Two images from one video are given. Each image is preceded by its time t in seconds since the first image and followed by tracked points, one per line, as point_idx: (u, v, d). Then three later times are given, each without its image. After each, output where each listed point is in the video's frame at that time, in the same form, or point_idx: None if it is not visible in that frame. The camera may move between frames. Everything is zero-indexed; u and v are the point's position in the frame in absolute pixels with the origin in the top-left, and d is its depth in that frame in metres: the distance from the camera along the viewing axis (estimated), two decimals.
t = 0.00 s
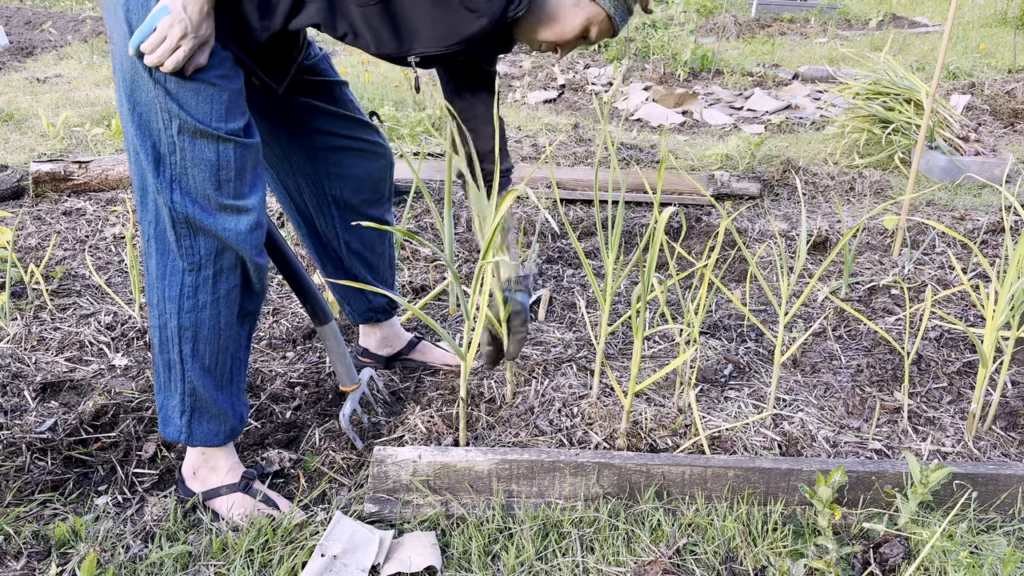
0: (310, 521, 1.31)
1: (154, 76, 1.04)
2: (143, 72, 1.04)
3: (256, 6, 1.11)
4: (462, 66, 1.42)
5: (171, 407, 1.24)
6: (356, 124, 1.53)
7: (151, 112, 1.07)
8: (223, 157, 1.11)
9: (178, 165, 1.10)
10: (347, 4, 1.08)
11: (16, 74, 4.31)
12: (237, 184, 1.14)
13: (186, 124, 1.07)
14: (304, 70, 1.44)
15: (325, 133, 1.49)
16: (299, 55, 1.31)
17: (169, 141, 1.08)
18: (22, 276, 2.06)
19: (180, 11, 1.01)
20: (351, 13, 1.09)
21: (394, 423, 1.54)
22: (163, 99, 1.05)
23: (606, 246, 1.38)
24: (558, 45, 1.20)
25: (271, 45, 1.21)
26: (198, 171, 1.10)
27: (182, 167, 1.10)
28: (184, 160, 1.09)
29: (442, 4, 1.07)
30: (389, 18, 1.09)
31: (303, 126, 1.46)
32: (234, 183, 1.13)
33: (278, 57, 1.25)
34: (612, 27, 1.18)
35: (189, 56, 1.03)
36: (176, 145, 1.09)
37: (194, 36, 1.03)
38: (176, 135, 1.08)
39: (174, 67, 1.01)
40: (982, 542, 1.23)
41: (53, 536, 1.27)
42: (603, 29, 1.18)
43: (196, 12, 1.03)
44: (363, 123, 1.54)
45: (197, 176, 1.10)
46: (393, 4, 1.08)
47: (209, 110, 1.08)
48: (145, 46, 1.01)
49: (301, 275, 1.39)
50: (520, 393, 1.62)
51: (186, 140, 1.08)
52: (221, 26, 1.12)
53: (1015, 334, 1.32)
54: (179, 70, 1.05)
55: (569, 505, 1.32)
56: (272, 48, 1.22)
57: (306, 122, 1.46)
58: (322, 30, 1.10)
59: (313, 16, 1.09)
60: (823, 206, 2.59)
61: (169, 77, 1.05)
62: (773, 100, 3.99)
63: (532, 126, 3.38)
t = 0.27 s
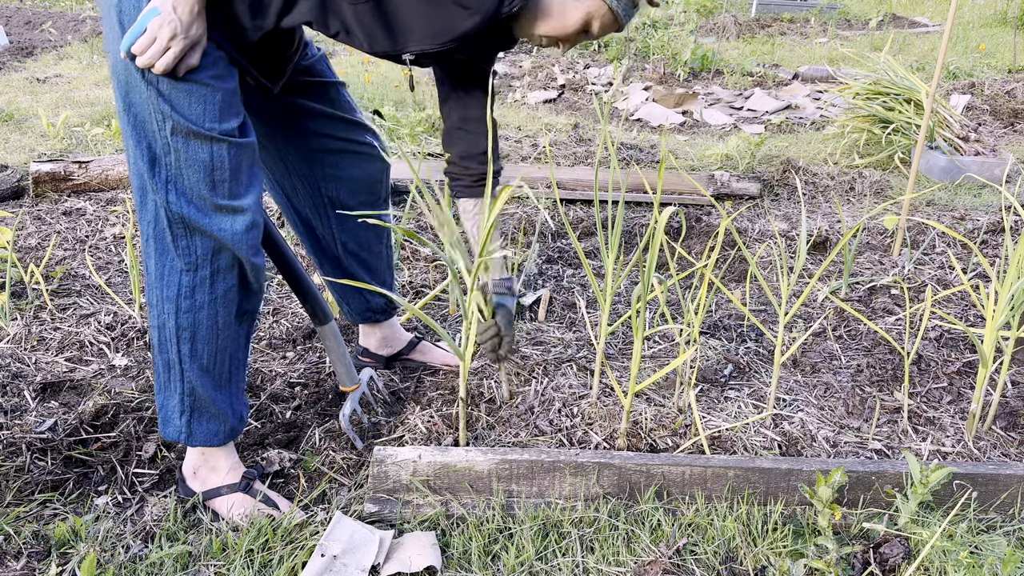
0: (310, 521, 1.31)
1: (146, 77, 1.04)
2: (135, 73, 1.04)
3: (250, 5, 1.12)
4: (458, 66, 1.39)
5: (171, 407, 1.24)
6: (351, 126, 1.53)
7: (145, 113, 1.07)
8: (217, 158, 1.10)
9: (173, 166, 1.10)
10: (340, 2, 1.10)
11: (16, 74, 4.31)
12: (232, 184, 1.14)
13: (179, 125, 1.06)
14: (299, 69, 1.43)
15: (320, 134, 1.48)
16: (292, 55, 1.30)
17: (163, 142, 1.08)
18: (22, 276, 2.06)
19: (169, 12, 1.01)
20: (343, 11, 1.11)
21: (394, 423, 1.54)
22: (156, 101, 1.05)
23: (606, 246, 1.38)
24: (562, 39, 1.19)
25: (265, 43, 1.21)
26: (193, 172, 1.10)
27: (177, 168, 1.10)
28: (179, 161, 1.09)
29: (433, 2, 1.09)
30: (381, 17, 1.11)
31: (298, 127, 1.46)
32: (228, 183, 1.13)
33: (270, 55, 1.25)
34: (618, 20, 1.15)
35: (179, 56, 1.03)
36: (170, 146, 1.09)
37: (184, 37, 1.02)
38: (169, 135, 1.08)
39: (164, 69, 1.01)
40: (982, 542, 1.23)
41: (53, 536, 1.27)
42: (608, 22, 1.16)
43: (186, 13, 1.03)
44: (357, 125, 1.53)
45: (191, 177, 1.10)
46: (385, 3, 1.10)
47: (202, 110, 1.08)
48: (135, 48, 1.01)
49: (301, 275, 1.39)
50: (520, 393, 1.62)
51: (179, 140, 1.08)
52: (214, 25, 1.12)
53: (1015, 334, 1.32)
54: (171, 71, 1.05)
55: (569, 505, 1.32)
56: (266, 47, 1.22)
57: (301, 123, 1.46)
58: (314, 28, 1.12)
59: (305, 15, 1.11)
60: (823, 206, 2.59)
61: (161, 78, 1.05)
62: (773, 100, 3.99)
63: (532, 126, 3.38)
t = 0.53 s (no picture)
0: (310, 521, 1.31)
1: (136, 79, 1.04)
2: (126, 76, 1.04)
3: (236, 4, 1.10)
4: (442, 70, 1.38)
5: (171, 408, 1.24)
6: (343, 130, 1.51)
7: (137, 116, 1.07)
8: (210, 159, 1.10)
9: (167, 167, 1.10)
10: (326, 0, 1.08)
11: (16, 74, 4.31)
12: (226, 184, 1.13)
13: (170, 127, 1.06)
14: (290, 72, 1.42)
15: (310, 138, 1.47)
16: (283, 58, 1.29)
17: (155, 144, 1.08)
18: (22, 276, 2.06)
19: (155, 13, 1.01)
20: (329, 10, 1.09)
21: (394, 423, 1.54)
22: (146, 103, 1.05)
23: (606, 246, 1.38)
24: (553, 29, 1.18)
25: (256, 44, 1.20)
26: (186, 173, 1.10)
27: (170, 169, 1.10)
28: (172, 162, 1.09)
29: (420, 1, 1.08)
30: (367, 16, 1.10)
31: (288, 130, 1.45)
32: (222, 184, 1.12)
33: (260, 56, 1.23)
34: (612, 11, 1.12)
35: (167, 57, 1.03)
36: (162, 147, 1.08)
37: (171, 37, 1.02)
38: (161, 137, 1.07)
39: (152, 70, 1.01)
40: (982, 542, 1.24)
41: (53, 536, 1.27)
42: (603, 15, 1.12)
43: (172, 13, 1.02)
44: (348, 128, 1.52)
45: (185, 178, 1.10)
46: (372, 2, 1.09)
47: (192, 112, 1.07)
48: (124, 50, 1.01)
49: (301, 275, 1.39)
50: (519, 393, 1.62)
51: (171, 142, 1.08)
52: (204, 24, 1.11)
53: (1015, 334, 1.31)
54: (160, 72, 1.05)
55: (569, 505, 1.32)
56: (257, 48, 1.21)
57: (291, 127, 1.45)
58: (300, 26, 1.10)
59: (291, 13, 1.10)
60: (823, 207, 2.59)
61: (151, 80, 1.04)
62: (773, 100, 3.99)
63: (532, 126, 3.38)
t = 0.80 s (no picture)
0: (310, 521, 1.31)
1: (126, 81, 1.04)
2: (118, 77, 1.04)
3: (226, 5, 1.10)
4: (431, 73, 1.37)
5: (170, 409, 1.25)
6: (337, 132, 1.51)
7: (130, 117, 1.08)
8: (203, 159, 1.10)
9: (160, 167, 1.10)
10: (314, 1, 1.08)
11: (16, 74, 4.31)
12: (220, 184, 1.13)
13: (162, 128, 1.06)
14: (282, 73, 1.41)
15: (303, 139, 1.47)
16: (274, 59, 1.28)
17: (147, 145, 1.08)
18: (22, 276, 2.06)
19: (143, 14, 1.01)
20: (317, 11, 1.09)
21: (394, 423, 1.54)
22: (137, 104, 1.05)
23: (606, 246, 1.38)
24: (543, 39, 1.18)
25: (246, 46, 1.19)
26: (179, 174, 1.10)
27: (164, 170, 1.10)
28: (165, 163, 1.09)
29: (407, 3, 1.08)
30: (355, 18, 1.09)
31: (282, 132, 1.45)
32: (216, 184, 1.12)
33: (252, 57, 1.22)
34: (603, 21, 1.12)
35: (156, 58, 1.03)
36: (154, 148, 1.09)
37: (159, 38, 1.02)
38: (153, 138, 1.08)
39: (141, 71, 1.01)
40: (982, 542, 1.24)
41: (53, 536, 1.27)
42: (594, 24, 1.13)
43: (160, 13, 1.02)
44: (342, 129, 1.51)
45: (178, 178, 1.10)
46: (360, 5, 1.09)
47: (183, 112, 1.07)
48: (114, 51, 1.01)
49: (300, 275, 1.39)
50: (519, 393, 1.62)
51: (163, 142, 1.08)
52: (194, 25, 1.11)
53: (1015, 334, 1.31)
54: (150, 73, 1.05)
55: (569, 505, 1.32)
56: (249, 49, 1.20)
57: (284, 128, 1.44)
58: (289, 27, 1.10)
59: (279, 14, 1.10)
60: (823, 207, 2.60)
61: (141, 81, 1.04)
62: (773, 100, 3.99)
63: (532, 126, 3.38)
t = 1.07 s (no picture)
0: (310, 521, 1.31)
1: (125, 81, 1.04)
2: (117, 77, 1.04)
3: (224, 6, 1.10)
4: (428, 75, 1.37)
5: (170, 409, 1.25)
6: (336, 133, 1.51)
7: (129, 117, 1.08)
8: (202, 159, 1.10)
9: (160, 167, 1.10)
10: (312, 3, 1.08)
11: (16, 74, 4.31)
12: (219, 184, 1.13)
13: (161, 128, 1.06)
14: (281, 72, 1.41)
15: (302, 139, 1.47)
16: (273, 59, 1.28)
17: (147, 145, 1.08)
18: (22, 276, 2.06)
19: (142, 13, 1.01)
20: (315, 13, 1.09)
21: (394, 423, 1.54)
22: (136, 104, 1.05)
23: (606, 246, 1.38)
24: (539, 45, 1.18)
25: (244, 47, 1.19)
26: (178, 174, 1.10)
27: (163, 170, 1.10)
28: (164, 163, 1.09)
29: (405, 6, 1.08)
30: (353, 21, 1.09)
31: (281, 132, 1.45)
32: (215, 184, 1.12)
33: (252, 58, 1.22)
34: (599, 32, 1.12)
35: (155, 58, 1.03)
36: (154, 148, 1.09)
37: (158, 38, 1.02)
38: (153, 138, 1.08)
39: (140, 71, 1.01)
40: (982, 542, 1.24)
41: (53, 536, 1.27)
42: (590, 34, 1.13)
43: (159, 13, 1.02)
44: (341, 129, 1.51)
45: (177, 178, 1.10)
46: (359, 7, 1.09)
47: (183, 112, 1.07)
48: (113, 51, 1.01)
49: (301, 275, 1.39)
50: (519, 393, 1.62)
51: (162, 142, 1.08)
52: (193, 25, 1.11)
53: (1015, 334, 1.31)
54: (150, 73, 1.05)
55: (569, 505, 1.32)
56: (249, 49, 1.20)
57: (283, 129, 1.45)
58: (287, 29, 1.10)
59: (277, 15, 1.10)
60: (823, 207, 2.60)
61: (140, 81, 1.04)
62: (773, 100, 3.99)
63: (532, 126, 3.38)
